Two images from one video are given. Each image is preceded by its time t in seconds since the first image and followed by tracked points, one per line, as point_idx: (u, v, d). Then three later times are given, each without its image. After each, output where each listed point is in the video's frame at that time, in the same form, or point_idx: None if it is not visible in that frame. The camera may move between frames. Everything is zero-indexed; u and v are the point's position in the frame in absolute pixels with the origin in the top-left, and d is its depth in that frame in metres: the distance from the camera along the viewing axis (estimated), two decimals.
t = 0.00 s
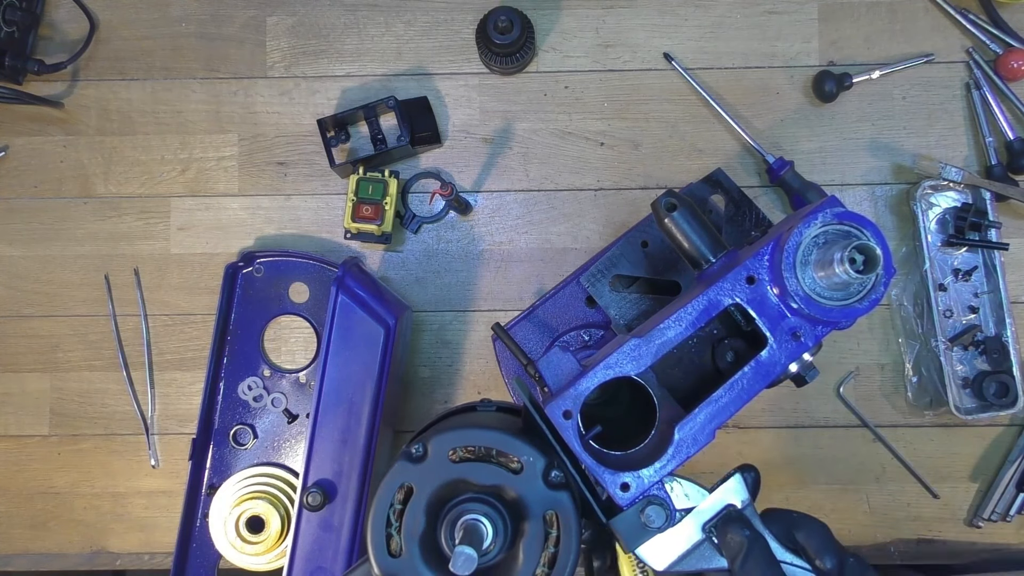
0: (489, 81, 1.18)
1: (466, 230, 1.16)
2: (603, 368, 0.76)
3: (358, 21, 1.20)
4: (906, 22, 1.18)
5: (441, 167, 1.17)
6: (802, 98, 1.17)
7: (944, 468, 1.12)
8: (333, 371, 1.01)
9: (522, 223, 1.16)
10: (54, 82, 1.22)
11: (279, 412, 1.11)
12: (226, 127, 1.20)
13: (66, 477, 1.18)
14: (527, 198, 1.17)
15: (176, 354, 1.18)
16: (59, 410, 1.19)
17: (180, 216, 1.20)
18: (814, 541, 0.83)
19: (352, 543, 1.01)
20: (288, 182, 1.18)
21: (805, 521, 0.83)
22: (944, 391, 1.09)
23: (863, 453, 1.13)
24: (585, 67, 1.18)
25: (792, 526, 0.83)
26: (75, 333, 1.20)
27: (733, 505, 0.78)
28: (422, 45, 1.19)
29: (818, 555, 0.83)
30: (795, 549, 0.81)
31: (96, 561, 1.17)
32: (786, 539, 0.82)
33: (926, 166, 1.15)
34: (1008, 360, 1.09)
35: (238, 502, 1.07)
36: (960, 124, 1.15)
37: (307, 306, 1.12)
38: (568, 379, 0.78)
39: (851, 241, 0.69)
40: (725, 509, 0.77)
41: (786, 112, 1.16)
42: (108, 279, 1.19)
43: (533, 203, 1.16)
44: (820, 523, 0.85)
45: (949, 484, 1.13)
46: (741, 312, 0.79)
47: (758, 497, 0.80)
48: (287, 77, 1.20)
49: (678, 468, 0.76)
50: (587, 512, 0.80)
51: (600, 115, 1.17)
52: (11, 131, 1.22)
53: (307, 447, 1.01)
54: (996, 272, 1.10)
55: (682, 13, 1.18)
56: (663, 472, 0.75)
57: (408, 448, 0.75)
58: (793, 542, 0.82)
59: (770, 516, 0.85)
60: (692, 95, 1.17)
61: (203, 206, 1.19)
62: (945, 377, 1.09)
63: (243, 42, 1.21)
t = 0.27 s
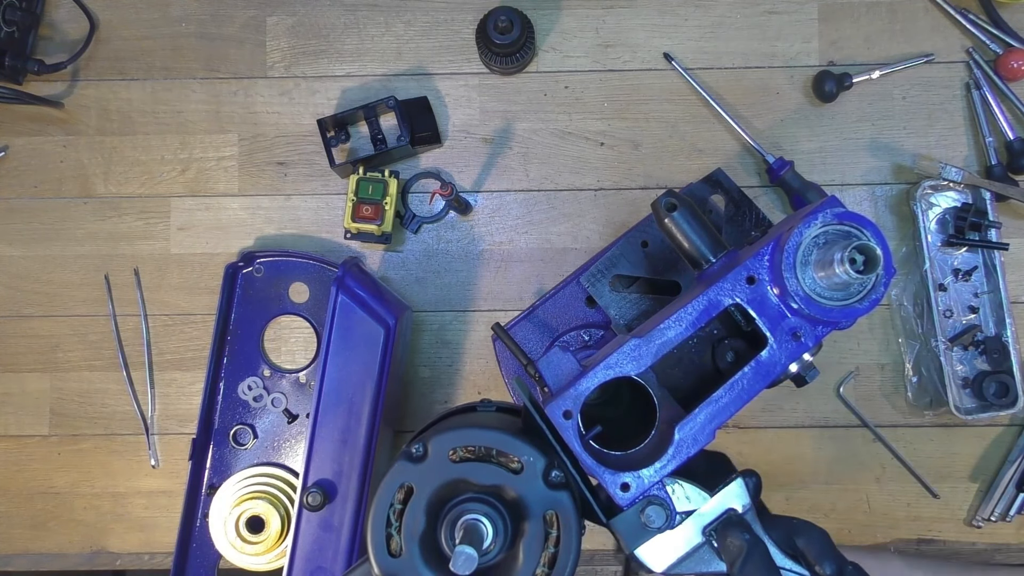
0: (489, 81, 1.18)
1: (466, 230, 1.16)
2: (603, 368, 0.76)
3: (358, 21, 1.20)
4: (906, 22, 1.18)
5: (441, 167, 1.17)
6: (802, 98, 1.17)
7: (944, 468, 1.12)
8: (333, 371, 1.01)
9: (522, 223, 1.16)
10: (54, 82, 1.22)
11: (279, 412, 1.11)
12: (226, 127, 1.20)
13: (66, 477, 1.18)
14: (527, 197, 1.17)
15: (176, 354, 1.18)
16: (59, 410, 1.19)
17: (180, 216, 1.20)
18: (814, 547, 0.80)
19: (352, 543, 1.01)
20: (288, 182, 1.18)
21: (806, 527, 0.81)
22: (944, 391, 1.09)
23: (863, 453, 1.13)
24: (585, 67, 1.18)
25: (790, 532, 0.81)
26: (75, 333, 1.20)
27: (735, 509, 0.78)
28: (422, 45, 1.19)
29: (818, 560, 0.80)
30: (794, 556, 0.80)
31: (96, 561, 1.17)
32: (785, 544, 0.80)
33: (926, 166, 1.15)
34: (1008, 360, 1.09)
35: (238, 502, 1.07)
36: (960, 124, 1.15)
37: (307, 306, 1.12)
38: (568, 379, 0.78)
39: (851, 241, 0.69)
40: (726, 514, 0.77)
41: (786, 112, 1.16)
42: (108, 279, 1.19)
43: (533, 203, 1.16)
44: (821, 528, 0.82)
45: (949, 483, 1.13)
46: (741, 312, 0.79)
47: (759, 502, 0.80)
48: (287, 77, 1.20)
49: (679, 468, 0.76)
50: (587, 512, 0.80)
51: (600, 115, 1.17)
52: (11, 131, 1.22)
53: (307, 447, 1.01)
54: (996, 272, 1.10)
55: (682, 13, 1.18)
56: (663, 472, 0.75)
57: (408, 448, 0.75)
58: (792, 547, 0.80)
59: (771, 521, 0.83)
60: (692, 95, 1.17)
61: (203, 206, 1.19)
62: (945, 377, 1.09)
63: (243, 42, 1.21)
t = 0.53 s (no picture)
0: (489, 81, 1.18)
1: (466, 230, 1.16)
2: (603, 368, 0.76)
3: (358, 21, 1.20)
4: (906, 22, 1.18)
5: (441, 167, 1.17)
6: (802, 98, 1.17)
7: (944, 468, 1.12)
8: (333, 371, 1.01)
9: (522, 223, 1.16)
10: (54, 82, 1.22)
11: (279, 412, 1.11)
12: (226, 127, 1.20)
13: (66, 477, 1.18)
14: (527, 197, 1.17)
15: (176, 354, 1.18)
16: (59, 410, 1.19)
17: (180, 216, 1.20)
18: (816, 550, 0.80)
19: (352, 543, 1.00)
20: (287, 182, 1.18)
21: (807, 530, 0.82)
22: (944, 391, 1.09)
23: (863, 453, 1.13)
24: (585, 67, 1.18)
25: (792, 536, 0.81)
26: (75, 333, 1.20)
27: (736, 513, 0.78)
28: (422, 45, 1.19)
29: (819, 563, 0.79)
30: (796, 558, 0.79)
31: (96, 561, 1.17)
32: (787, 547, 0.80)
33: (926, 166, 1.15)
34: (1007, 361, 1.09)
35: (238, 502, 1.07)
36: (960, 124, 1.15)
37: (307, 306, 1.12)
38: (567, 379, 0.78)
39: (851, 241, 0.69)
40: (728, 518, 0.77)
41: (786, 112, 1.16)
42: (108, 279, 1.19)
43: (533, 203, 1.16)
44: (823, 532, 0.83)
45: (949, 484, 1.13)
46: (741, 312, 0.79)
47: (759, 507, 0.80)
48: (287, 77, 1.20)
49: (678, 467, 0.76)
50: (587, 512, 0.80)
51: (600, 115, 1.17)
52: (12, 131, 1.22)
53: (307, 447, 1.01)
54: (996, 272, 1.10)
55: (682, 13, 1.18)
56: (663, 471, 0.75)
57: (408, 448, 0.75)
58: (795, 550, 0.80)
59: (772, 526, 0.84)
60: (692, 95, 1.17)
61: (203, 206, 1.19)
62: (945, 377, 1.09)
63: (243, 42, 1.21)
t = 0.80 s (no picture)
0: (489, 81, 1.18)
1: (466, 230, 1.16)
2: (603, 368, 0.76)
3: (358, 20, 1.20)
4: (906, 22, 1.18)
5: (441, 167, 1.17)
6: (802, 98, 1.17)
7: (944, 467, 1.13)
8: (333, 371, 1.01)
9: (522, 223, 1.16)
10: (54, 82, 1.22)
11: (279, 412, 1.11)
12: (226, 127, 1.20)
13: (66, 477, 1.18)
14: (527, 197, 1.17)
15: (176, 354, 1.18)
16: (59, 410, 1.19)
17: (180, 216, 1.20)
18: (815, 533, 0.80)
19: (352, 543, 1.00)
20: (287, 182, 1.18)
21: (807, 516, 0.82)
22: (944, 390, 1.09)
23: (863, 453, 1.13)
24: (585, 67, 1.18)
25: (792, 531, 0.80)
26: (75, 333, 1.20)
27: (734, 504, 0.76)
28: (422, 45, 1.19)
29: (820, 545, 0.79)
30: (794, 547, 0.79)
31: (96, 561, 1.17)
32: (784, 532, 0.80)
33: (926, 166, 1.15)
34: (1007, 361, 1.09)
35: (238, 502, 1.07)
36: (960, 124, 1.15)
37: (307, 306, 1.12)
38: (568, 379, 0.78)
39: (851, 241, 0.69)
40: (725, 507, 0.75)
41: (786, 112, 1.16)
42: (108, 279, 1.19)
43: (533, 203, 1.16)
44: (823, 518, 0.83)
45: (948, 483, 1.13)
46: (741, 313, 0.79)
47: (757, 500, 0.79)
48: (287, 77, 1.20)
49: (678, 468, 0.76)
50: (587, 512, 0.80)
51: (600, 115, 1.17)
52: (11, 131, 1.22)
53: (307, 447, 1.01)
54: (996, 272, 1.10)
55: (682, 13, 1.18)
56: (663, 472, 0.75)
57: (408, 448, 0.75)
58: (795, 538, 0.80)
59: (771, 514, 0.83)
60: (692, 95, 1.17)
61: (203, 206, 1.19)
62: (945, 377, 1.09)
63: (243, 42, 1.21)
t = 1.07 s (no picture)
0: (489, 81, 1.18)
1: (466, 230, 1.16)
2: (603, 368, 0.76)
3: (358, 21, 1.20)
4: (906, 22, 1.18)
5: (441, 167, 1.17)
6: (802, 98, 1.17)
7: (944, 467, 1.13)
8: (333, 371, 1.01)
9: (522, 223, 1.16)
10: (54, 82, 1.22)
11: (279, 412, 1.11)
12: (226, 127, 1.20)
13: (66, 477, 1.18)
14: (527, 197, 1.17)
15: (176, 354, 1.18)
16: (59, 410, 1.19)
17: (180, 216, 1.20)
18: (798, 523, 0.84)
19: (352, 543, 1.00)
20: (287, 182, 1.18)
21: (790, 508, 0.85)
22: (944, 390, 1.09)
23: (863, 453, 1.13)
24: (585, 67, 1.18)
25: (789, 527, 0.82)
26: (75, 333, 1.20)
27: (734, 501, 0.77)
28: (421, 45, 1.19)
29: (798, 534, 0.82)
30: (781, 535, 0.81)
31: (96, 561, 1.17)
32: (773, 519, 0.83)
33: (926, 166, 1.15)
34: (1007, 360, 1.09)
35: (238, 502, 1.07)
36: (960, 124, 1.15)
37: (307, 306, 1.12)
38: (567, 379, 0.78)
39: (851, 241, 0.69)
40: (727, 505, 0.76)
41: (786, 112, 1.16)
42: (108, 279, 1.19)
43: (533, 203, 1.16)
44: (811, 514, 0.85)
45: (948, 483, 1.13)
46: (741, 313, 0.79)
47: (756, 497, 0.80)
48: (287, 77, 1.20)
49: (678, 468, 0.76)
50: (587, 511, 0.80)
51: (600, 115, 1.17)
52: (11, 131, 1.22)
53: (307, 448, 1.01)
54: (996, 272, 1.10)
55: (682, 13, 1.18)
56: (663, 472, 0.75)
57: (408, 448, 0.75)
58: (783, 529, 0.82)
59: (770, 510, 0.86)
60: (692, 95, 1.17)
61: (203, 206, 1.19)
62: (945, 377, 1.09)
63: (244, 42, 1.21)
